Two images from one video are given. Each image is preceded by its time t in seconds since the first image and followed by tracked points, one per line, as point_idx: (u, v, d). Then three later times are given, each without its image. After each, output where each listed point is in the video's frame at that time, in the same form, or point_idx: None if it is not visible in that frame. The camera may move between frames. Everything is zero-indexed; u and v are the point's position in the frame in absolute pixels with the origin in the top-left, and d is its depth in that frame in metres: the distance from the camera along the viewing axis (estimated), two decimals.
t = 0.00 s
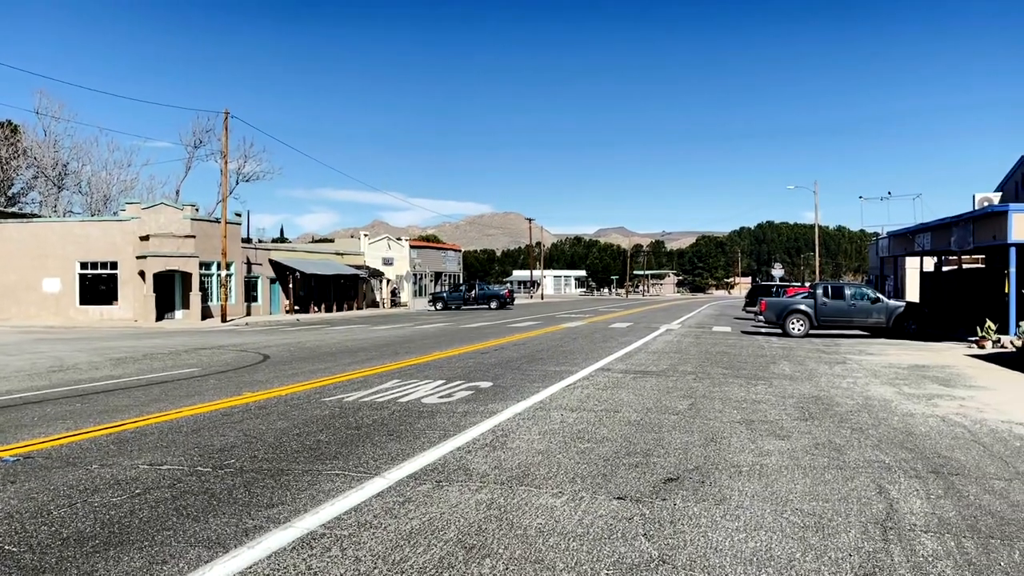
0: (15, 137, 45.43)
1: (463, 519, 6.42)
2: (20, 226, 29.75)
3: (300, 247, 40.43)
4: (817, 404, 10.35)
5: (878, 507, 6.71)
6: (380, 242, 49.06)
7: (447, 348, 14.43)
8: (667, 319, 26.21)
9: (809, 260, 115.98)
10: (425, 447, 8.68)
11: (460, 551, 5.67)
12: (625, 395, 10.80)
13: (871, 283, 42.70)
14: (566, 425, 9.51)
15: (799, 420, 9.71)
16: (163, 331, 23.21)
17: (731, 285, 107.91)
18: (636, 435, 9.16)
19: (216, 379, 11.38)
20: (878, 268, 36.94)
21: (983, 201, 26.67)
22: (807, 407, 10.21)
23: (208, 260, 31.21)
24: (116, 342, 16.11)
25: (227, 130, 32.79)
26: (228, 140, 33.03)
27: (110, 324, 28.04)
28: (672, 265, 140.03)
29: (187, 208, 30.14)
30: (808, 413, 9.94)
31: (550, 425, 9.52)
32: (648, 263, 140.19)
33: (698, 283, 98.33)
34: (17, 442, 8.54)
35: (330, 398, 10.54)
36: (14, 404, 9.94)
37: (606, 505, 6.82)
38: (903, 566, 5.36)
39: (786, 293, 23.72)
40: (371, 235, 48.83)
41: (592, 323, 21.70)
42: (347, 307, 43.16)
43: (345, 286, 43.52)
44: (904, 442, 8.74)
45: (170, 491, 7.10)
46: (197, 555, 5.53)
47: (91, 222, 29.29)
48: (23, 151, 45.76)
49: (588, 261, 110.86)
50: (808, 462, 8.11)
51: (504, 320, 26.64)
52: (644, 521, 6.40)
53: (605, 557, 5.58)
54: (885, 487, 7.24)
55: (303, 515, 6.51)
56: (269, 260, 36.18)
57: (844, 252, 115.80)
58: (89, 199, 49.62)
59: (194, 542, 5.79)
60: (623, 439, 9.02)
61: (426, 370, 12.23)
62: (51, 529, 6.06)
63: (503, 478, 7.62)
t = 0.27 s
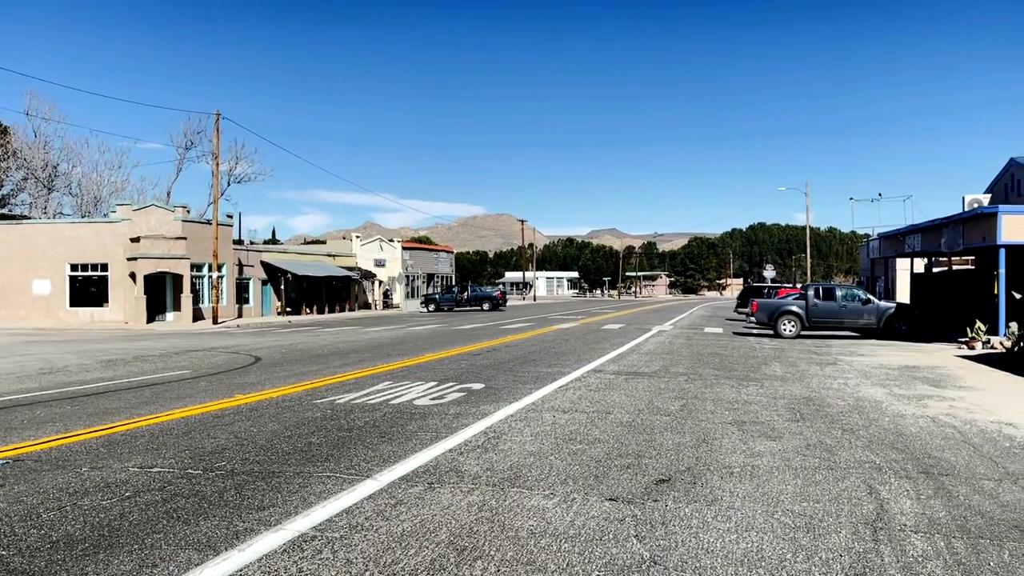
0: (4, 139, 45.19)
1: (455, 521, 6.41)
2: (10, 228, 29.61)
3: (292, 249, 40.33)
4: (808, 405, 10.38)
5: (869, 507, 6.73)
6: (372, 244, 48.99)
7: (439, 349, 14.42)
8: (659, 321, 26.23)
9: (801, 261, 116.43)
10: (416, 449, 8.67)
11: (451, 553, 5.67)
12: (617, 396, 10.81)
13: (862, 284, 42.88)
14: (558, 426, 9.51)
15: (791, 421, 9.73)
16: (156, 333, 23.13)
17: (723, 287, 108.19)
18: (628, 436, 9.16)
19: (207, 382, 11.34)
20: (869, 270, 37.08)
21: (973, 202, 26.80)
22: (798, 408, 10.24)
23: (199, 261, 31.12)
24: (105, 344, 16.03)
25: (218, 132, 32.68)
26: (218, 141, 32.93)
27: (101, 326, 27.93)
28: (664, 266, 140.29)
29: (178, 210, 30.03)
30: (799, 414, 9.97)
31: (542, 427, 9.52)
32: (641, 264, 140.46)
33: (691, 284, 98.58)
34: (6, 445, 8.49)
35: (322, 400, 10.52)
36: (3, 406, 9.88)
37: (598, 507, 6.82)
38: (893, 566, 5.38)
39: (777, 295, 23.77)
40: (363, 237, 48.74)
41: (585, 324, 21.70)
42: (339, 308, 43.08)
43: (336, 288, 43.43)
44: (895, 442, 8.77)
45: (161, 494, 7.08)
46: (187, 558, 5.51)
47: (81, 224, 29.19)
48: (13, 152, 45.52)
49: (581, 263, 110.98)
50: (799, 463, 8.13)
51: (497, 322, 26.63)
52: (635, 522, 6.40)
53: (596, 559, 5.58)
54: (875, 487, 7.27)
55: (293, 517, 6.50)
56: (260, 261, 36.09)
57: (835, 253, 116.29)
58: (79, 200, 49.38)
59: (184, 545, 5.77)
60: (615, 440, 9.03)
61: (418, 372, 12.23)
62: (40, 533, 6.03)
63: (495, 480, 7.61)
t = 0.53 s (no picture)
0: None
1: (446, 523, 6.40)
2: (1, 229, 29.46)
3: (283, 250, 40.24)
4: (799, 406, 10.42)
5: (859, 508, 6.75)
6: (364, 245, 48.94)
7: (431, 351, 14.41)
8: (652, 322, 26.28)
9: (792, 262, 116.90)
10: (408, 451, 8.65)
11: (442, 555, 5.66)
12: (608, 397, 10.84)
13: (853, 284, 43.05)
14: (549, 428, 9.51)
15: (782, 421, 9.75)
16: (147, 335, 23.06)
17: (715, 288, 108.50)
18: (619, 437, 9.18)
19: (198, 384, 11.31)
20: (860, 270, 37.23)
21: (962, 204, 26.95)
22: (789, 409, 10.27)
23: (191, 263, 31.02)
24: (95, 346, 15.96)
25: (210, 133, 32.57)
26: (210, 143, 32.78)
27: (91, 328, 27.82)
28: (657, 267, 140.58)
29: (169, 211, 29.93)
30: (790, 415, 10.00)
31: (534, 428, 9.53)
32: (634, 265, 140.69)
33: (682, 285, 98.87)
34: None
35: (313, 402, 10.50)
36: None
37: (589, 508, 6.83)
38: (883, 566, 5.40)
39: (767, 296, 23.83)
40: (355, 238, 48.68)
41: (577, 325, 21.73)
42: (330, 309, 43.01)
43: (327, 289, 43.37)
44: (885, 443, 8.81)
45: (150, 497, 7.05)
46: (177, 561, 5.50)
47: (70, 225, 29.07)
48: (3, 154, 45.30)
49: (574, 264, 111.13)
50: (790, 464, 8.15)
51: (489, 323, 26.65)
52: (627, 523, 6.41)
53: (588, 560, 5.59)
54: (866, 488, 7.30)
55: (284, 519, 6.48)
56: (252, 263, 36.00)
57: (826, 253, 116.85)
58: (69, 202, 49.17)
59: (174, 548, 5.74)
60: (606, 441, 9.03)
61: (410, 373, 12.23)
62: (28, 536, 6.01)
63: (486, 481, 7.61)
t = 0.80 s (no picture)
0: None
1: (437, 523, 6.40)
2: None
3: (274, 251, 40.15)
4: (790, 406, 10.45)
5: (849, 508, 6.78)
6: (355, 246, 48.87)
7: (423, 352, 14.40)
8: (643, 322, 26.35)
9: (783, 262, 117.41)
10: (398, 452, 8.64)
11: (433, 557, 5.66)
12: (600, 398, 10.85)
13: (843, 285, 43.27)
14: (540, 429, 9.52)
15: (772, 422, 9.79)
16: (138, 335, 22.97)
17: (706, 288, 108.84)
18: (610, 438, 9.19)
19: (188, 385, 11.27)
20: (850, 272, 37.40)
21: (951, 205, 27.12)
22: (779, 409, 10.30)
23: (181, 263, 30.91)
24: (84, 347, 15.88)
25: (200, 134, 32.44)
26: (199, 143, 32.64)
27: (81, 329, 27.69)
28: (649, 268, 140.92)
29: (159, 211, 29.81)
30: (781, 415, 10.03)
31: (525, 429, 9.53)
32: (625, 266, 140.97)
33: (673, 285, 99.17)
34: None
35: (305, 403, 10.47)
36: None
37: (580, 509, 6.83)
38: (872, 566, 5.42)
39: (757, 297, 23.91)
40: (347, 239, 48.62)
41: (568, 326, 21.77)
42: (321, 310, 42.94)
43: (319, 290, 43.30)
44: (875, 443, 8.85)
45: (140, 499, 7.02)
46: (166, 563, 5.47)
47: (59, 226, 28.93)
48: None
49: (565, 264, 111.30)
50: (781, 464, 8.18)
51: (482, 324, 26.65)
52: (618, 524, 6.42)
53: (579, 561, 5.59)
54: (855, 488, 7.33)
55: (275, 521, 6.46)
56: (243, 263, 35.91)
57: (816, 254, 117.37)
58: (58, 202, 48.92)
59: (163, 550, 5.72)
60: (598, 442, 9.04)
61: (401, 374, 12.22)
62: (17, 538, 5.97)
63: (478, 482, 7.60)
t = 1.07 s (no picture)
0: None
1: (428, 524, 6.39)
2: None
3: (266, 251, 40.06)
4: (781, 406, 10.49)
5: (839, 507, 6.80)
6: (347, 246, 48.79)
7: (414, 352, 14.38)
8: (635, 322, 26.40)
9: (774, 262, 117.83)
10: (390, 452, 8.63)
11: (424, 557, 5.65)
12: (591, 398, 10.87)
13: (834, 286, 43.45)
14: (532, 429, 9.51)
15: (763, 422, 9.81)
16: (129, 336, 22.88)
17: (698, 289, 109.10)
18: (601, 438, 9.20)
19: (178, 385, 11.23)
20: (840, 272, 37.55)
21: (941, 206, 27.26)
22: (770, 409, 10.33)
23: (172, 264, 30.79)
24: (73, 348, 15.81)
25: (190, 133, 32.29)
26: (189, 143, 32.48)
27: (70, 330, 27.55)
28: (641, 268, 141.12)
29: (150, 211, 29.67)
30: (772, 415, 10.06)
31: (516, 429, 9.53)
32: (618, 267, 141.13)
33: (664, 285, 99.39)
34: None
35: (296, 404, 10.45)
36: None
37: (571, 509, 6.83)
38: (862, 565, 5.44)
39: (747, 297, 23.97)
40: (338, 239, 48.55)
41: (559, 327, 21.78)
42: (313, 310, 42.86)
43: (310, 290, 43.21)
44: (865, 443, 8.88)
45: (129, 500, 6.99)
46: (155, 564, 5.45)
47: (48, 226, 28.78)
48: None
49: (557, 265, 111.40)
50: (771, 464, 8.20)
51: (474, 325, 26.63)
52: (608, 524, 6.42)
53: (569, 561, 5.59)
54: (846, 488, 7.36)
55: (265, 521, 6.44)
56: (233, 263, 35.80)
57: (808, 255, 117.86)
58: (48, 202, 48.69)
59: (152, 551, 5.70)
60: (589, 442, 9.05)
61: (392, 375, 12.20)
62: (4, 540, 5.94)
63: (468, 483, 7.60)
